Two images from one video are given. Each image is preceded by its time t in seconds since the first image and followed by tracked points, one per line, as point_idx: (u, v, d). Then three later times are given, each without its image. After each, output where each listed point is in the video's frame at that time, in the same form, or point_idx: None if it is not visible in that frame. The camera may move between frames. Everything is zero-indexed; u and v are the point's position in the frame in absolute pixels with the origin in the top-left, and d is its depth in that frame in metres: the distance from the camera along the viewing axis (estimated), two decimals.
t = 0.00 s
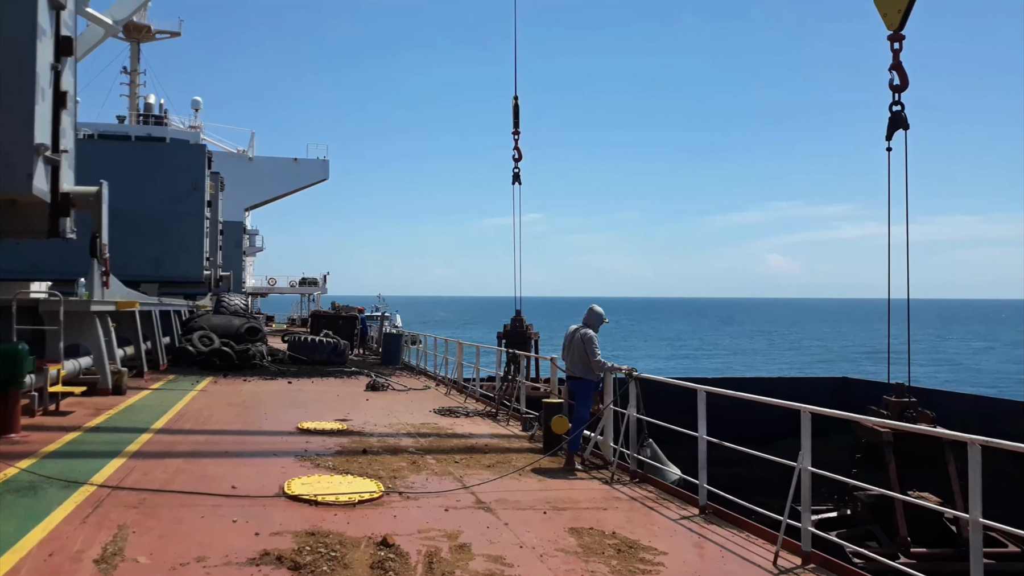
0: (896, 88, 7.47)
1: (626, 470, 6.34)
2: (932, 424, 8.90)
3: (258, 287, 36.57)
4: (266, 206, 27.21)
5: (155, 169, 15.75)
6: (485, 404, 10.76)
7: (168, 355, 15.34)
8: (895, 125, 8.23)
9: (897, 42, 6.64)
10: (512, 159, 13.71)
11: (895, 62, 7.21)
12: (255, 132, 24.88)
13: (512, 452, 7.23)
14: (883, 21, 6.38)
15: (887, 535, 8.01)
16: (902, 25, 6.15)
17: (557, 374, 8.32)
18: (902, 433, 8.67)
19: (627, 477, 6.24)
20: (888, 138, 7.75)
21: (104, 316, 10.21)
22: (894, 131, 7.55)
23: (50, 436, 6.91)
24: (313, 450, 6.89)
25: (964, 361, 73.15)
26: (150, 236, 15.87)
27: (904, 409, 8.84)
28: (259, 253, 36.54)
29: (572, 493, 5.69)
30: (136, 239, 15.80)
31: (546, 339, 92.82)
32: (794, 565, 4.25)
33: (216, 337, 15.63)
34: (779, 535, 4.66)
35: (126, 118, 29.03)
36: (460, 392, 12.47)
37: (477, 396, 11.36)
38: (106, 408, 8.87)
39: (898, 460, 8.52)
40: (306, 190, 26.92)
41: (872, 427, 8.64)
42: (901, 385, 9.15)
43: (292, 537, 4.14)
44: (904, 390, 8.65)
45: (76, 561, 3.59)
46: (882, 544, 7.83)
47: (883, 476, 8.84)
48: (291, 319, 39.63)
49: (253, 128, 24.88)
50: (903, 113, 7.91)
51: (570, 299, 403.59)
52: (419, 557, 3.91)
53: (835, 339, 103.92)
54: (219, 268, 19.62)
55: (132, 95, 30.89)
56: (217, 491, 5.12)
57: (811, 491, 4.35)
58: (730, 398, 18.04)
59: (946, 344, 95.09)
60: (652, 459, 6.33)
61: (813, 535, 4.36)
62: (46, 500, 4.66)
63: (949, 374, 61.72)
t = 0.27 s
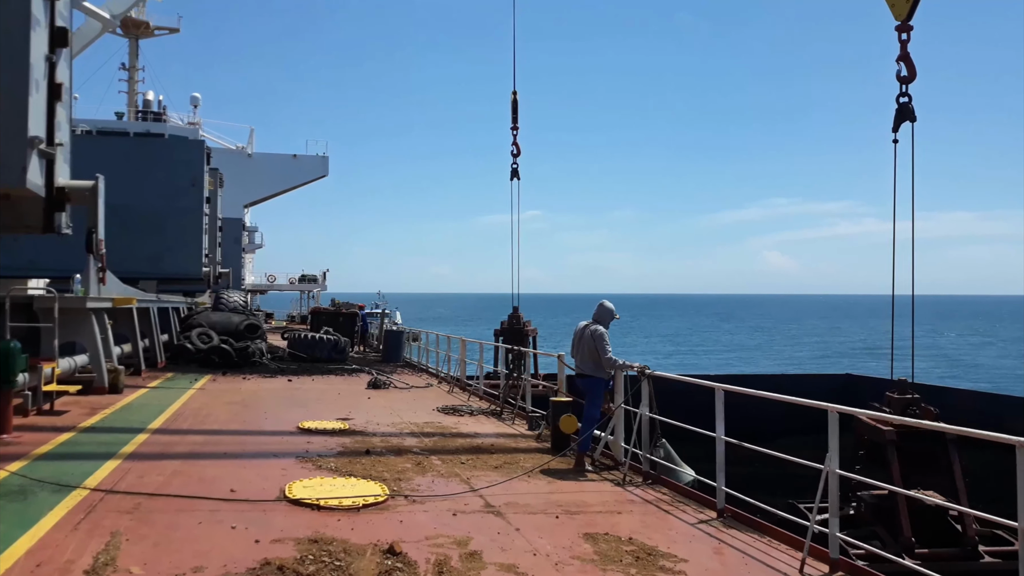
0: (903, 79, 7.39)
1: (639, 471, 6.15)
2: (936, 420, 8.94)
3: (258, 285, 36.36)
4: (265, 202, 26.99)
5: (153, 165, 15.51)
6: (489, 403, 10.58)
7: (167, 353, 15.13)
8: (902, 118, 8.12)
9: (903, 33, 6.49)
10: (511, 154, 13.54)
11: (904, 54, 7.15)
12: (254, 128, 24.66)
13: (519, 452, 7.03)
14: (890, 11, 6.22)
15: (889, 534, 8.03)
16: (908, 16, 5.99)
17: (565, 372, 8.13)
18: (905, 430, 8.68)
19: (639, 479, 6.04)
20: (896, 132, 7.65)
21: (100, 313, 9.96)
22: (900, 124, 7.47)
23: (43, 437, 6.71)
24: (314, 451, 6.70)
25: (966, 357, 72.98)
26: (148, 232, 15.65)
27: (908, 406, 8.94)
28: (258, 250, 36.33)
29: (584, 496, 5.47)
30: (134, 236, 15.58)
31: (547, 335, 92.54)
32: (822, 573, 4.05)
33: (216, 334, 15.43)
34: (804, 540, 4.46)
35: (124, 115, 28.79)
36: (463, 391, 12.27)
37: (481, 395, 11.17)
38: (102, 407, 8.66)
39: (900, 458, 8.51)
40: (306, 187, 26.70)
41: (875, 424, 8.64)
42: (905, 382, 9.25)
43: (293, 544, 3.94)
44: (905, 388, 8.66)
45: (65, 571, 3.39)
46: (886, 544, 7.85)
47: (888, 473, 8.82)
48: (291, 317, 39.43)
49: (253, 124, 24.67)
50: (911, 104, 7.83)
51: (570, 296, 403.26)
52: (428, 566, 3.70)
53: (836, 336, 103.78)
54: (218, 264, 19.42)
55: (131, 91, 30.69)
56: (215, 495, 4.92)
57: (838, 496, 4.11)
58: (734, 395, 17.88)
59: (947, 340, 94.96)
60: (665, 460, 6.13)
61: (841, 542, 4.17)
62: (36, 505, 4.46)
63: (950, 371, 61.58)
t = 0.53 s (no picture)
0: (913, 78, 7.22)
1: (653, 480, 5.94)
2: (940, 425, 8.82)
3: (257, 286, 36.13)
4: (265, 203, 26.77)
5: (151, 165, 15.30)
6: (493, 407, 10.37)
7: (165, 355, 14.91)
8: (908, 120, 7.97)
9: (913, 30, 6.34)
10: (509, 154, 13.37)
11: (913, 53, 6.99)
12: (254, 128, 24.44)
13: (527, 460, 6.82)
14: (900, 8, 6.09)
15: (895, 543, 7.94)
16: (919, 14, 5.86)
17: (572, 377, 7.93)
18: (910, 435, 8.49)
19: (653, 488, 5.83)
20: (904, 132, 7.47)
21: (96, 315, 9.74)
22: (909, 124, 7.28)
23: (36, 443, 6.50)
24: (316, 458, 6.49)
25: (967, 359, 72.73)
26: (146, 233, 15.43)
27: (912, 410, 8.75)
28: (258, 251, 36.11)
29: (597, 507, 5.27)
30: (132, 237, 15.36)
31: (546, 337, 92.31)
32: None
33: (214, 336, 15.21)
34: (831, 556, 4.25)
35: (123, 115, 28.57)
36: (466, 395, 12.06)
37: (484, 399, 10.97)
38: (98, 412, 8.45)
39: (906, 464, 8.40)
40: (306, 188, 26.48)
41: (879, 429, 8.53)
42: (909, 386, 9.13)
43: (295, 561, 3.73)
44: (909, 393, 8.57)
45: None
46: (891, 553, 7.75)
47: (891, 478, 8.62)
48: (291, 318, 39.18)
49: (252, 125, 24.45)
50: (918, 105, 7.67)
51: (569, 297, 402.86)
52: None
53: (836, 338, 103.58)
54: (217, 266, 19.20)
55: (130, 92, 30.50)
56: (213, 506, 4.71)
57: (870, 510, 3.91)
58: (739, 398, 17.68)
59: (947, 343, 94.75)
60: (680, 468, 5.93)
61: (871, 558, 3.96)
62: (24, 517, 4.25)
63: (952, 372, 61.38)
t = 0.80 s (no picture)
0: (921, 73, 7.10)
1: (670, 482, 5.77)
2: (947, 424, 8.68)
3: (258, 285, 35.98)
4: (266, 202, 26.61)
5: (153, 163, 15.12)
6: (501, 407, 10.20)
7: (166, 354, 14.75)
8: (916, 116, 7.84)
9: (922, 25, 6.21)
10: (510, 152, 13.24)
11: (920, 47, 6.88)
12: (256, 127, 24.28)
13: (539, 461, 6.65)
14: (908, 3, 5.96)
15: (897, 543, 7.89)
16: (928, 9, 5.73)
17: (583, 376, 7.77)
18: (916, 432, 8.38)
19: (670, 490, 5.66)
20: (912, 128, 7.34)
21: (97, 312, 9.58)
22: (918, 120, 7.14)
23: (35, 443, 6.33)
24: (322, 459, 6.33)
25: (970, 358, 72.56)
26: (147, 231, 15.26)
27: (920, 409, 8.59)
28: (259, 250, 35.94)
29: (613, 509, 5.09)
30: (132, 235, 15.19)
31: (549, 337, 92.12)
32: None
33: (216, 335, 15.04)
34: (861, 563, 4.07)
35: (124, 114, 28.41)
36: (473, 394, 11.89)
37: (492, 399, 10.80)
38: (98, 411, 8.29)
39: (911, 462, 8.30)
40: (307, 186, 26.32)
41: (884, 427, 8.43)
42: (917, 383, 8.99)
43: (303, 567, 3.56)
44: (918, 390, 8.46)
45: None
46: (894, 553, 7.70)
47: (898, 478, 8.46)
48: (292, 317, 39.04)
49: (254, 123, 24.29)
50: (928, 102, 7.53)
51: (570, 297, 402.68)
52: None
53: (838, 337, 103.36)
54: (218, 264, 19.03)
55: (131, 91, 30.33)
56: (218, 510, 4.54)
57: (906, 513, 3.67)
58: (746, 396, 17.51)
59: (949, 341, 94.60)
60: (698, 470, 5.75)
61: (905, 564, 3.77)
62: (20, 521, 4.08)
63: (955, 371, 61.14)
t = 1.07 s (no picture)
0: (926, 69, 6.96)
1: (683, 487, 5.60)
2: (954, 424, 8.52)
3: (257, 283, 35.75)
4: (265, 200, 26.40)
5: (151, 160, 14.91)
6: (504, 408, 10.03)
7: (164, 354, 14.57)
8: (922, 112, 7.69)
9: (927, 19, 6.07)
10: (509, 149, 13.07)
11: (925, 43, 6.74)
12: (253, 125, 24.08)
13: (547, 465, 6.49)
14: None
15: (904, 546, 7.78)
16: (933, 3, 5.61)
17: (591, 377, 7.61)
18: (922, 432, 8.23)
19: (683, 496, 5.48)
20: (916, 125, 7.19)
21: (92, 311, 9.37)
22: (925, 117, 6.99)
23: (28, 446, 6.16)
24: (323, 463, 6.15)
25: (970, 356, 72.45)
26: (144, 230, 15.06)
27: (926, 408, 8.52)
28: (257, 249, 35.70)
29: (627, 516, 4.91)
30: (130, 233, 14.99)
31: (548, 335, 91.94)
32: None
33: (214, 334, 14.86)
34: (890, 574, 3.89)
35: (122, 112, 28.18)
36: (475, 395, 11.71)
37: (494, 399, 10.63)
38: (94, 413, 8.11)
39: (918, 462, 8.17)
40: (306, 185, 26.11)
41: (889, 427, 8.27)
42: (924, 383, 8.81)
43: None
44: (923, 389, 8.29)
45: None
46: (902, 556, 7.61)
47: (903, 478, 8.35)
48: (291, 316, 38.80)
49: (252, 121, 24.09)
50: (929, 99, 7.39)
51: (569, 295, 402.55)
52: None
53: (838, 336, 103.23)
54: (217, 262, 18.84)
55: (128, 89, 30.10)
56: (217, 519, 4.37)
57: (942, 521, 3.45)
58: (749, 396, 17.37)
59: (948, 339, 94.53)
60: (711, 474, 5.57)
61: None
62: (10, 531, 3.91)
63: (955, 369, 61.01)
